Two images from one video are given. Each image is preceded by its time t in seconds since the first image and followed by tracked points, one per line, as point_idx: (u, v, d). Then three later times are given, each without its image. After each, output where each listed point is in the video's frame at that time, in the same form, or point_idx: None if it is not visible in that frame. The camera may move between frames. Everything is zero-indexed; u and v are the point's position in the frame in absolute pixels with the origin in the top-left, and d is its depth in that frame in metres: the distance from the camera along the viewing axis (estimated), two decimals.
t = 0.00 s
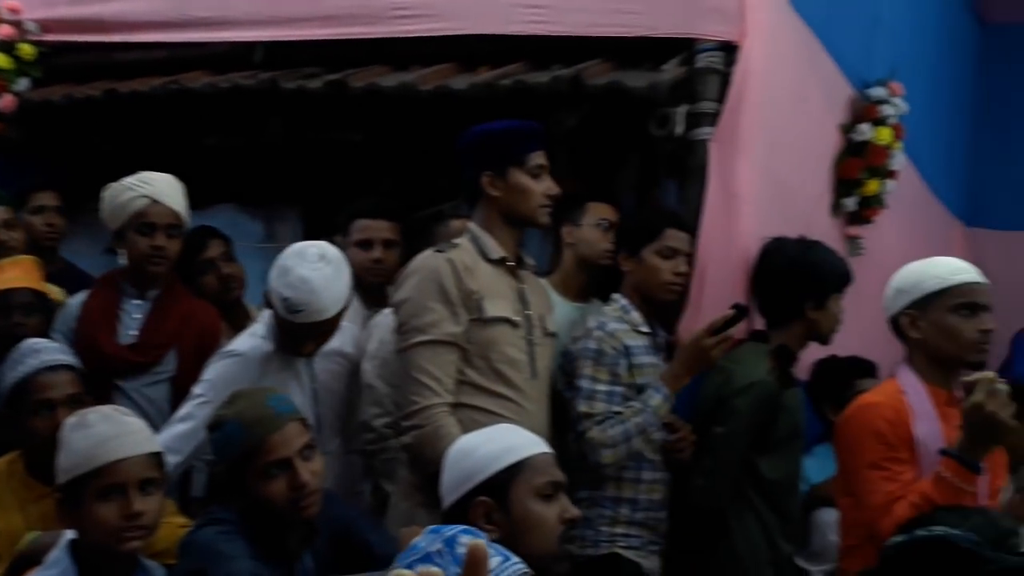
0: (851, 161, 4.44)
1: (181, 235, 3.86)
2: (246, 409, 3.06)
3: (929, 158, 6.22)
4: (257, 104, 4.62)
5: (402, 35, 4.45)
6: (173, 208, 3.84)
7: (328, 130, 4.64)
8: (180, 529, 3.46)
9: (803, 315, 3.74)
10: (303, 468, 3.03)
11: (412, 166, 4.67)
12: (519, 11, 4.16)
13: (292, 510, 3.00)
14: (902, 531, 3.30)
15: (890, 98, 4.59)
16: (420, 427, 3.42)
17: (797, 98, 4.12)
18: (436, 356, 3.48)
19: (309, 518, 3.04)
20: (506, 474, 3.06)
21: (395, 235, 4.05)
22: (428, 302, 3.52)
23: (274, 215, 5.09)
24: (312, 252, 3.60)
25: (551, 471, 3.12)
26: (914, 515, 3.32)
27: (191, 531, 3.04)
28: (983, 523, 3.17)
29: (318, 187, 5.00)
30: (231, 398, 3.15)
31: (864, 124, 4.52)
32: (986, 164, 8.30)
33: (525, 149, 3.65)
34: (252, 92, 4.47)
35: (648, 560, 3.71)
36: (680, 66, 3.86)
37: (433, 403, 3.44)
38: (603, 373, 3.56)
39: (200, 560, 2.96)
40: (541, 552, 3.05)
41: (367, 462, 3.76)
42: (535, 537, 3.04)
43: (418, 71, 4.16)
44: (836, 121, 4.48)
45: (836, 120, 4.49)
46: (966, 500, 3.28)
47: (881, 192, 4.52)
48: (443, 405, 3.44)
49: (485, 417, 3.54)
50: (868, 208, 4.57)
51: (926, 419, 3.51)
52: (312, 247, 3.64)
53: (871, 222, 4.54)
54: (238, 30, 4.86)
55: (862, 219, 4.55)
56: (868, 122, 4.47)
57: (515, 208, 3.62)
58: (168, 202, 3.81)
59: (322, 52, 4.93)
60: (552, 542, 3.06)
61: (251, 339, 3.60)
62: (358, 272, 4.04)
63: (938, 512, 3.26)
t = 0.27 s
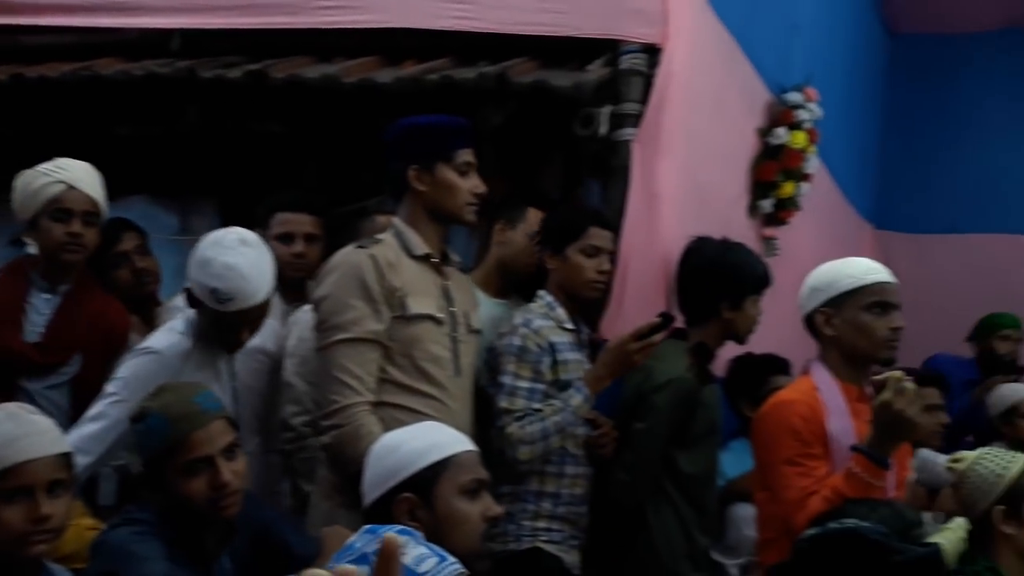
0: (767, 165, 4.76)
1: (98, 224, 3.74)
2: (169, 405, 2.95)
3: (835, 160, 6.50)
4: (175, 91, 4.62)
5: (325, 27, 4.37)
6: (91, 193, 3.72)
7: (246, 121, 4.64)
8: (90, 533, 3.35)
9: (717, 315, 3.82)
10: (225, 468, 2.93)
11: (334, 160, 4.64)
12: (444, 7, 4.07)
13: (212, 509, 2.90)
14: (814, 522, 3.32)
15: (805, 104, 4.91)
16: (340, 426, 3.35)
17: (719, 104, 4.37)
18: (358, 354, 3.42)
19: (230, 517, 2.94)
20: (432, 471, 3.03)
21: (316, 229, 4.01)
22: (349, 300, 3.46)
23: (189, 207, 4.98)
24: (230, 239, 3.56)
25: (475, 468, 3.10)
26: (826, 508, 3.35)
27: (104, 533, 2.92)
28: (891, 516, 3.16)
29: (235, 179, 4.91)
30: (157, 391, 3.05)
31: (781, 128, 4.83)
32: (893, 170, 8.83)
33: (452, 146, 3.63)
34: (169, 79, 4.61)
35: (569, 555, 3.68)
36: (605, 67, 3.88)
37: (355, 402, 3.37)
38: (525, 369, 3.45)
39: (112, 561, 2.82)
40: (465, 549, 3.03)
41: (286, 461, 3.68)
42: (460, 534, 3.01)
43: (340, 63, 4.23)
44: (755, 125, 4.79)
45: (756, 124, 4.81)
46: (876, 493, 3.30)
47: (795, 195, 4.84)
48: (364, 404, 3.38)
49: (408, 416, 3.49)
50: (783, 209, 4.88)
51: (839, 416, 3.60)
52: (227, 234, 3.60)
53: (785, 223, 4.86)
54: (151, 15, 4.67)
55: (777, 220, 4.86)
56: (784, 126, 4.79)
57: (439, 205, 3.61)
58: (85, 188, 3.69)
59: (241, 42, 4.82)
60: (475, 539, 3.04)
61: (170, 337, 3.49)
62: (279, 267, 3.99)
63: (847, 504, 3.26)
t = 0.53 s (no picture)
0: (697, 165, 5.06)
1: (27, 222, 3.58)
2: (100, 398, 2.80)
3: (760, 162, 6.76)
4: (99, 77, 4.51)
5: (256, 15, 4.34)
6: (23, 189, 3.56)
7: (173, 111, 4.57)
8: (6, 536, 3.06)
9: (647, 314, 3.88)
10: (155, 463, 2.76)
11: (264, 153, 4.60)
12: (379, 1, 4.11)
13: (139, 507, 2.73)
14: (742, 518, 3.37)
15: (733, 106, 5.21)
16: (265, 425, 3.24)
17: (654, 106, 4.59)
18: (285, 350, 3.33)
19: (156, 515, 2.77)
20: (363, 467, 2.87)
21: (246, 223, 3.94)
22: (277, 295, 3.36)
23: (110, 198, 4.86)
24: (138, 221, 3.47)
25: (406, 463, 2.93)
26: (751, 503, 3.38)
27: (21, 532, 2.69)
28: (812, 509, 3.27)
29: (160, 171, 4.81)
30: (86, 385, 2.90)
31: (709, 131, 5.11)
32: (817, 173, 9.12)
33: (388, 139, 3.58)
34: (92, 66, 4.44)
35: (500, 555, 3.65)
36: (538, 66, 3.90)
37: (280, 401, 3.28)
38: (464, 366, 3.44)
39: (26, 563, 2.60)
40: (395, 547, 2.84)
41: (208, 460, 3.57)
42: (388, 533, 2.83)
43: (271, 52, 4.28)
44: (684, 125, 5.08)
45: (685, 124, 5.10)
46: (799, 488, 3.35)
47: (722, 195, 5.11)
48: (290, 402, 3.29)
49: (336, 414, 3.40)
50: (709, 210, 5.15)
51: (765, 411, 3.62)
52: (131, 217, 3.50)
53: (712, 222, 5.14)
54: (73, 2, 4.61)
55: (704, 220, 5.14)
56: (712, 128, 5.11)
57: (373, 199, 3.55)
58: (17, 183, 3.53)
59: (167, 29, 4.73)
60: (402, 538, 2.86)
61: (88, 328, 3.32)
62: (203, 260, 3.90)
63: (771, 499, 3.33)
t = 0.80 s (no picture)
0: (613, 161, 5.24)
1: None
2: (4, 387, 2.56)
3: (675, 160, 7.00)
4: None
5: None
6: None
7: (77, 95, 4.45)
8: None
9: (568, 308, 3.89)
10: (60, 458, 2.54)
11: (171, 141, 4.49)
12: None
13: (45, 504, 2.49)
14: (653, 506, 3.36)
15: (648, 104, 5.47)
16: (169, 425, 2.90)
17: (569, 99, 4.69)
18: (193, 346, 2.96)
19: (61, 514, 2.53)
20: (277, 464, 2.66)
21: (155, 214, 3.80)
22: (185, 287, 2.99)
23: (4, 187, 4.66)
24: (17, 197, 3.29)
25: (322, 460, 2.73)
26: (667, 491, 3.40)
27: None
28: (718, 495, 3.27)
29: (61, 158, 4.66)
30: None
31: (625, 128, 5.31)
32: (726, 175, 10.08)
33: (299, 127, 3.28)
34: None
35: (411, 550, 3.47)
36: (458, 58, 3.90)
37: (189, 397, 2.92)
38: (384, 361, 3.34)
39: None
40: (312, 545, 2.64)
41: (112, 459, 3.36)
42: (302, 530, 2.62)
43: (181, 36, 4.20)
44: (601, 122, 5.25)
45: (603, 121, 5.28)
46: (715, 477, 3.39)
47: (637, 191, 5.31)
48: (199, 399, 2.93)
49: (249, 412, 3.06)
50: (625, 206, 5.34)
51: (680, 402, 3.66)
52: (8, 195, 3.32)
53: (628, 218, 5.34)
54: None
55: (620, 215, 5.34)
56: (628, 126, 5.32)
57: (286, 187, 3.24)
58: None
59: (70, 12, 4.60)
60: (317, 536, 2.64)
61: None
62: (106, 251, 3.74)
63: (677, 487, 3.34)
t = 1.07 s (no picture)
0: (563, 162, 5.23)
1: None
2: None
3: (622, 160, 7.01)
4: None
5: None
6: None
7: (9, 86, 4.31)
8: None
9: (517, 305, 3.90)
10: None
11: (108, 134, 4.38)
12: None
13: None
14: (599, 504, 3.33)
15: (597, 106, 5.47)
16: (108, 425, 2.81)
17: (518, 98, 4.66)
18: (132, 344, 2.88)
19: None
20: (220, 466, 2.59)
21: (88, 209, 3.71)
22: (125, 284, 2.91)
23: None
24: None
25: (269, 462, 2.66)
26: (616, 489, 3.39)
27: None
28: (664, 494, 3.21)
29: None
30: None
31: (575, 129, 5.30)
32: (668, 175, 10.15)
33: (240, 121, 3.18)
34: None
35: (353, 554, 3.37)
36: (408, 55, 3.86)
37: (128, 396, 2.84)
38: (331, 364, 3.27)
39: None
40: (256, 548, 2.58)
41: (47, 460, 3.26)
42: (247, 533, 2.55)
43: (120, 27, 4.08)
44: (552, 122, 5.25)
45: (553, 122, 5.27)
46: (668, 476, 3.39)
47: (586, 192, 5.32)
48: (138, 398, 2.86)
49: (191, 412, 2.99)
50: (575, 206, 5.35)
51: (630, 402, 3.65)
52: None
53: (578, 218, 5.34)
54: None
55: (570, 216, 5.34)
56: (578, 127, 5.32)
57: (225, 182, 3.15)
58: None
59: None
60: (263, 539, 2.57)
61: None
62: (38, 246, 3.63)
63: (621, 485, 3.30)
